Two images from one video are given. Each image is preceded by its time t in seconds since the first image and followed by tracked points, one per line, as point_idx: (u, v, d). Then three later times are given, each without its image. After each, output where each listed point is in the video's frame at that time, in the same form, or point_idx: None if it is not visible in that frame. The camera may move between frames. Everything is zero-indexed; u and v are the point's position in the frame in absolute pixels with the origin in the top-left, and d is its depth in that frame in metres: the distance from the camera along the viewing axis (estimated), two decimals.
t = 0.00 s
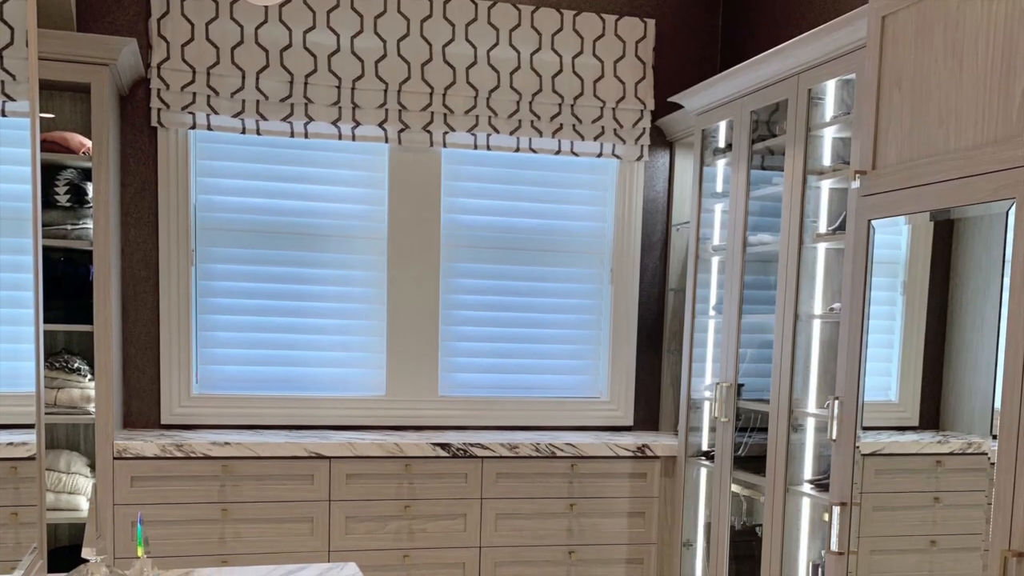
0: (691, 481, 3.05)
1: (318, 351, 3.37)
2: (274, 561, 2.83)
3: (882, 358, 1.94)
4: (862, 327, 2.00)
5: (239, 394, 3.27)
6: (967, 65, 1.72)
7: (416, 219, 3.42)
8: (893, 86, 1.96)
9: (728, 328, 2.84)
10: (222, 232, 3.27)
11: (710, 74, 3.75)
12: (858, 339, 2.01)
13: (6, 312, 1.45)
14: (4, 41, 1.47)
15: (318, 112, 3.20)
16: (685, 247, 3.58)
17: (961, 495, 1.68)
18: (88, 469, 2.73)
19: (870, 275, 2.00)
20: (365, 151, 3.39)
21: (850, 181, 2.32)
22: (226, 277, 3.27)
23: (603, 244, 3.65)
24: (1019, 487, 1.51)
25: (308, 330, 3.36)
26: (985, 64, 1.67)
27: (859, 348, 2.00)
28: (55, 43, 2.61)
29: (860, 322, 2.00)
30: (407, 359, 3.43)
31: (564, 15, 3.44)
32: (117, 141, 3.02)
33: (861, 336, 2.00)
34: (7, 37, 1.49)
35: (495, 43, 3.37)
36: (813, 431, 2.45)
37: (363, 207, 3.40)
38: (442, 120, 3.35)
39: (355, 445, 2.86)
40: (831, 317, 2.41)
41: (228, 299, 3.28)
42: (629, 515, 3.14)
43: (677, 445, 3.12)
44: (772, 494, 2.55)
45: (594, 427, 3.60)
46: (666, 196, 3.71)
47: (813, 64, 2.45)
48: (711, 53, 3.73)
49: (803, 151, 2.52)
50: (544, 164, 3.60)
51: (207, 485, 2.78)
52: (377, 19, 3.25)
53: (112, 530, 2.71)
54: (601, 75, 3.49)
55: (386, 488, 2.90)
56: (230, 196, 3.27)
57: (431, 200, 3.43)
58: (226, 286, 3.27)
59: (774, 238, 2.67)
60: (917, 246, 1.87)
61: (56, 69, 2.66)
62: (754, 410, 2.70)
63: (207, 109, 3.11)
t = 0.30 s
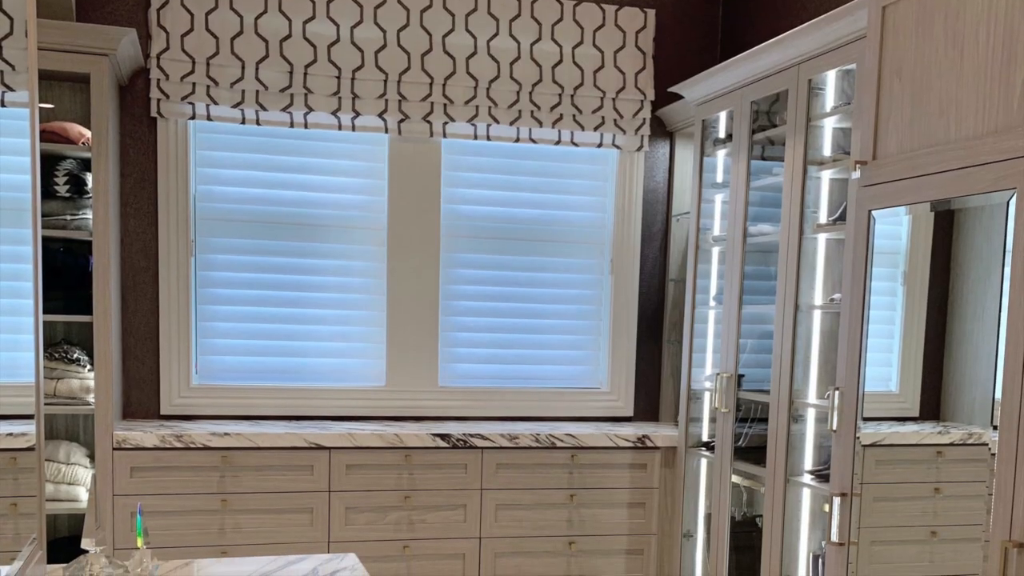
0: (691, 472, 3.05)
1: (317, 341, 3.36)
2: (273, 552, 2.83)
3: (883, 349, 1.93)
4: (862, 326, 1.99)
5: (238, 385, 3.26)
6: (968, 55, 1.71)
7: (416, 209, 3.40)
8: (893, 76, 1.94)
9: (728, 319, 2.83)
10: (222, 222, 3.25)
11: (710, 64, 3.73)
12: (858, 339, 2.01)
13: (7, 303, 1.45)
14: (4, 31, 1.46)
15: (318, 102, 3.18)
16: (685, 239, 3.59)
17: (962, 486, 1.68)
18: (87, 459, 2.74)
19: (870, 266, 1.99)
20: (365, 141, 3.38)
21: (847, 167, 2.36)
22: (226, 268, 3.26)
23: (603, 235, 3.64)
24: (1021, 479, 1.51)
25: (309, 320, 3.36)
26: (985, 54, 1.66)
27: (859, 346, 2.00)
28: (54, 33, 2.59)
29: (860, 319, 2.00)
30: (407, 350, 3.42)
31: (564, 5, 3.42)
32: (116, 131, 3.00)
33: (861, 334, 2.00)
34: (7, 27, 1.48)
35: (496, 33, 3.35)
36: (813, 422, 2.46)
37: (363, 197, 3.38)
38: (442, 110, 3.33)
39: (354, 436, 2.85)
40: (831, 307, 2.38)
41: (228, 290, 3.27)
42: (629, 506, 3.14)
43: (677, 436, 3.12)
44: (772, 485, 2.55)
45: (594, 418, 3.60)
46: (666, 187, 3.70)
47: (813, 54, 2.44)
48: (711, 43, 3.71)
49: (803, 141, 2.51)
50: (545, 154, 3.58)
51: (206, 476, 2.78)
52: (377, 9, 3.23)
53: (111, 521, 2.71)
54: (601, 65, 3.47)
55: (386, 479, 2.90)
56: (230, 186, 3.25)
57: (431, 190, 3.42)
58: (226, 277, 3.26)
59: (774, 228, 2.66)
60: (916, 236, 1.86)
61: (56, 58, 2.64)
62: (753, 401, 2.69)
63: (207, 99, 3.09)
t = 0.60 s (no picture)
0: (691, 460, 3.05)
1: (317, 329, 3.36)
2: (273, 540, 2.83)
3: (883, 337, 1.92)
4: (862, 320, 1.98)
5: (238, 373, 3.25)
6: (968, 43, 1.69)
7: (415, 197, 3.39)
8: (893, 64, 1.93)
9: (728, 307, 2.82)
10: (221, 210, 3.24)
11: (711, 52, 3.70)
12: (858, 334, 2.00)
13: (8, 292, 1.45)
14: (4, 18, 1.45)
15: (318, 90, 3.16)
16: (685, 226, 3.58)
17: (964, 475, 1.68)
18: (87, 447, 2.73)
19: (871, 254, 1.98)
20: (365, 129, 3.36)
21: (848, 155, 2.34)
22: (226, 256, 3.25)
23: (603, 222, 3.63)
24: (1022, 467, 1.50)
25: (308, 308, 3.35)
26: (987, 42, 1.64)
27: (859, 341, 1.99)
28: (53, 21, 2.57)
29: (860, 313, 1.99)
30: (407, 338, 3.41)
31: None
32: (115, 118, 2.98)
33: (861, 329, 1.98)
34: (7, 14, 1.46)
35: (495, 20, 3.33)
36: (814, 411, 2.46)
37: (362, 184, 3.37)
38: (442, 98, 3.31)
39: (354, 424, 2.85)
40: (831, 295, 2.40)
41: (228, 278, 3.26)
42: (630, 494, 3.13)
43: (677, 424, 3.11)
44: (772, 473, 2.55)
45: (594, 406, 3.59)
46: (666, 174, 3.68)
47: (813, 42, 2.42)
48: (711, 31, 3.68)
49: (803, 129, 2.49)
50: (545, 142, 3.56)
51: (206, 464, 2.78)
52: None
53: (111, 509, 2.71)
54: (601, 53, 3.44)
55: (386, 467, 2.90)
56: (229, 174, 3.24)
57: (431, 178, 3.40)
58: (226, 265, 3.25)
59: (774, 216, 2.65)
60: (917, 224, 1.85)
61: (56, 46, 2.62)
62: (754, 389, 2.69)
63: (206, 87, 3.07)
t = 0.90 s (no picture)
0: (692, 446, 3.04)
1: (317, 314, 3.34)
2: (273, 526, 2.83)
3: (885, 322, 1.90)
4: (862, 311, 1.96)
5: (237, 358, 3.25)
6: (969, 28, 1.67)
7: (415, 182, 3.37)
8: (895, 49, 1.90)
9: (728, 293, 2.81)
10: (220, 195, 3.22)
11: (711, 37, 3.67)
12: (857, 326, 1.97)
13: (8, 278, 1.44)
14: (3, 3, 1.43)
15: (317, 75, 3.13)
16: (685, 211, 3.56)
17: (966, 460, 1.67)
18: (86, 433, 2.73)
19: (872, 238, 1.96)
20: (364, 114, 3.34)
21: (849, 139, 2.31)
22: (226, 241, 3.24)
23: (603, 207, 3.61)
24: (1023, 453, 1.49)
25: (308, 293, 3.33)
26: (987, 28, 1.62)
27: (858, 331, 1.96)
28: (53, 5, 2.54)
29: (860, 304, 1.96)
30: (407, 324, 3.40)
31: None
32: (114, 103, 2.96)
33: (861, 320, 1.96)
34: None
35: (496, 5, 3.30)
36: (815, 396, 2.45)
37: (362, 169, 3.35)
38: (442, 83, 3.28)
39: (354, 409, 2.84)
40: (833, 280, 2.39)
41: (228, 263, 3.25)
42: (630, 480, 3.13)
43: (677, 410, 3.11)
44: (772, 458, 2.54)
45: (594, 391, 3.59)
46: (666, 159, 3.66)
47: (813, 27, 2.39)
48: (711, 16, 3.65)
49: (804, 114, 2.47)
50: (546, 127, 3.54)
51: (205, 450, 2.77)
52: None
53: (109, 495, 2.70)
54: (601, 38, 3.41)
55: (386, 453, 2.90)
56: (229, 159, 3.22)
57: (431, 163, 3.38)
58: (225, 250, 3.24)
59: (775, 201, 2.64)
60: (918, 208, 1.83)
61: (54, 31, 2.59)
62: (754, 374, 2.68)
63: (206, 72, 3.04)
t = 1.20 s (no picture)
0: (692, 430, 3.04)
1: (317, 297, 3.33)
2: (272, 509, 2.84)
3: (884, 305, 1.89)
4: (863, 289, 1.93)
5: (236, 340, 3.23)
6: (970, 11, 1.66)
7: (415, 164, 3.34)
8: (896, 31, 1.88)
9: (729, 275, 2.79)
10: (219, 178, 3.19)
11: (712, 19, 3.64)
12: (858, 320, 1.94)
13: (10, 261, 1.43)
14: None
15: (317, 57, 3.11)
16: (686, 193, 3.52)
17: (966, 443, 1.67)
18: (84, 416, 2.71)
19: (872, 222, 1.94)
20: (364, 96, 3.31)
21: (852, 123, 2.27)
22: (225, 223, 3.22)
23: (604, 190, 3.59)
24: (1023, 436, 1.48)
25: (308, 276, 3.32)
26: (989, 10, 1.61)
27: (859, 322, 1.93)
28: None
29: (861, 286, 1.94)
30: (407, 307, 3.38)
31: None
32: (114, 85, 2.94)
33: (861, 313, 1.93)
34: None
35: None
36: (816, 378, 2.43)
37: (362, 152, 3.32)
38: (442, 65, 3.25)
39: (354, 392, 2.84)
40: (834, 263, 2.35)
41: (227, 246, 3.23)
42: (630, 463, 3.13)
43: (678, 393, 3.10)
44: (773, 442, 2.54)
45: (594, 374, 3.58)
46: (667, 142, 3.64)
47: (813, 9, 2.37)
48: None
49: (805, 96, 2.45)
50: (547, 109, 3.51)
51: (204, 433, 2.77)
52: None
53: (108, 478, 2.70)
54: (601, 20, 3.38)
55: (386, 436, 2.90)
56: (228, 141, 3.19)
57: (431, 145, 3.35)
58: (225, 233, 3.22)
59: (775, 183, 2.62)
60: (919, 191, 1.81)
61: (54, 14, 2.57)
62: (755, 357, 2.67)
63: (205, 54, 3.02)
